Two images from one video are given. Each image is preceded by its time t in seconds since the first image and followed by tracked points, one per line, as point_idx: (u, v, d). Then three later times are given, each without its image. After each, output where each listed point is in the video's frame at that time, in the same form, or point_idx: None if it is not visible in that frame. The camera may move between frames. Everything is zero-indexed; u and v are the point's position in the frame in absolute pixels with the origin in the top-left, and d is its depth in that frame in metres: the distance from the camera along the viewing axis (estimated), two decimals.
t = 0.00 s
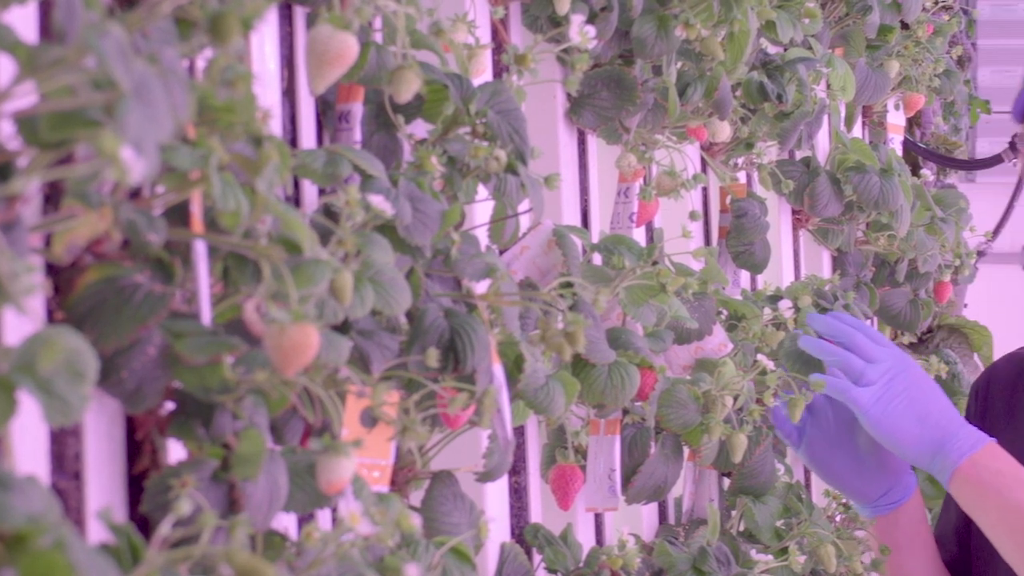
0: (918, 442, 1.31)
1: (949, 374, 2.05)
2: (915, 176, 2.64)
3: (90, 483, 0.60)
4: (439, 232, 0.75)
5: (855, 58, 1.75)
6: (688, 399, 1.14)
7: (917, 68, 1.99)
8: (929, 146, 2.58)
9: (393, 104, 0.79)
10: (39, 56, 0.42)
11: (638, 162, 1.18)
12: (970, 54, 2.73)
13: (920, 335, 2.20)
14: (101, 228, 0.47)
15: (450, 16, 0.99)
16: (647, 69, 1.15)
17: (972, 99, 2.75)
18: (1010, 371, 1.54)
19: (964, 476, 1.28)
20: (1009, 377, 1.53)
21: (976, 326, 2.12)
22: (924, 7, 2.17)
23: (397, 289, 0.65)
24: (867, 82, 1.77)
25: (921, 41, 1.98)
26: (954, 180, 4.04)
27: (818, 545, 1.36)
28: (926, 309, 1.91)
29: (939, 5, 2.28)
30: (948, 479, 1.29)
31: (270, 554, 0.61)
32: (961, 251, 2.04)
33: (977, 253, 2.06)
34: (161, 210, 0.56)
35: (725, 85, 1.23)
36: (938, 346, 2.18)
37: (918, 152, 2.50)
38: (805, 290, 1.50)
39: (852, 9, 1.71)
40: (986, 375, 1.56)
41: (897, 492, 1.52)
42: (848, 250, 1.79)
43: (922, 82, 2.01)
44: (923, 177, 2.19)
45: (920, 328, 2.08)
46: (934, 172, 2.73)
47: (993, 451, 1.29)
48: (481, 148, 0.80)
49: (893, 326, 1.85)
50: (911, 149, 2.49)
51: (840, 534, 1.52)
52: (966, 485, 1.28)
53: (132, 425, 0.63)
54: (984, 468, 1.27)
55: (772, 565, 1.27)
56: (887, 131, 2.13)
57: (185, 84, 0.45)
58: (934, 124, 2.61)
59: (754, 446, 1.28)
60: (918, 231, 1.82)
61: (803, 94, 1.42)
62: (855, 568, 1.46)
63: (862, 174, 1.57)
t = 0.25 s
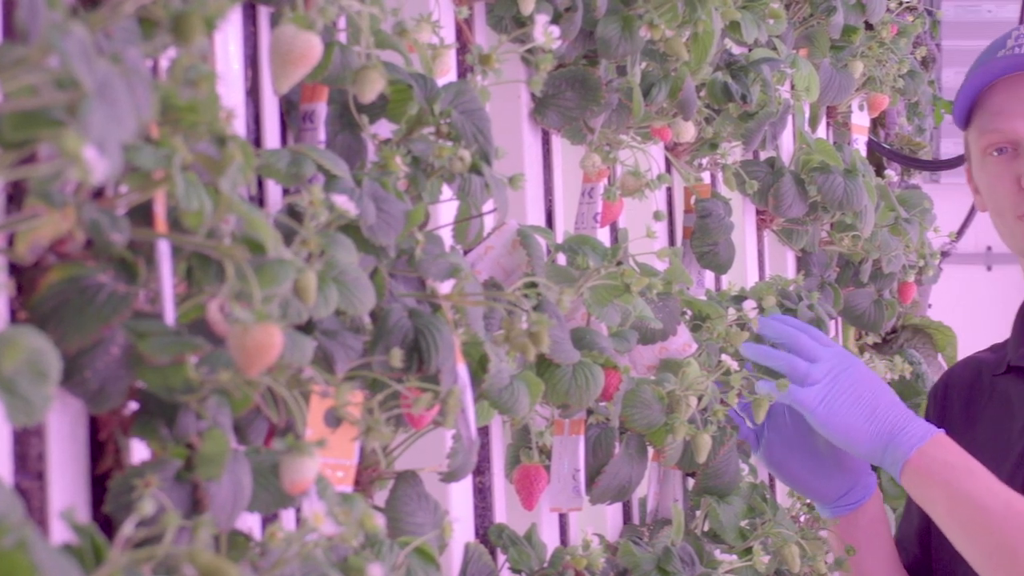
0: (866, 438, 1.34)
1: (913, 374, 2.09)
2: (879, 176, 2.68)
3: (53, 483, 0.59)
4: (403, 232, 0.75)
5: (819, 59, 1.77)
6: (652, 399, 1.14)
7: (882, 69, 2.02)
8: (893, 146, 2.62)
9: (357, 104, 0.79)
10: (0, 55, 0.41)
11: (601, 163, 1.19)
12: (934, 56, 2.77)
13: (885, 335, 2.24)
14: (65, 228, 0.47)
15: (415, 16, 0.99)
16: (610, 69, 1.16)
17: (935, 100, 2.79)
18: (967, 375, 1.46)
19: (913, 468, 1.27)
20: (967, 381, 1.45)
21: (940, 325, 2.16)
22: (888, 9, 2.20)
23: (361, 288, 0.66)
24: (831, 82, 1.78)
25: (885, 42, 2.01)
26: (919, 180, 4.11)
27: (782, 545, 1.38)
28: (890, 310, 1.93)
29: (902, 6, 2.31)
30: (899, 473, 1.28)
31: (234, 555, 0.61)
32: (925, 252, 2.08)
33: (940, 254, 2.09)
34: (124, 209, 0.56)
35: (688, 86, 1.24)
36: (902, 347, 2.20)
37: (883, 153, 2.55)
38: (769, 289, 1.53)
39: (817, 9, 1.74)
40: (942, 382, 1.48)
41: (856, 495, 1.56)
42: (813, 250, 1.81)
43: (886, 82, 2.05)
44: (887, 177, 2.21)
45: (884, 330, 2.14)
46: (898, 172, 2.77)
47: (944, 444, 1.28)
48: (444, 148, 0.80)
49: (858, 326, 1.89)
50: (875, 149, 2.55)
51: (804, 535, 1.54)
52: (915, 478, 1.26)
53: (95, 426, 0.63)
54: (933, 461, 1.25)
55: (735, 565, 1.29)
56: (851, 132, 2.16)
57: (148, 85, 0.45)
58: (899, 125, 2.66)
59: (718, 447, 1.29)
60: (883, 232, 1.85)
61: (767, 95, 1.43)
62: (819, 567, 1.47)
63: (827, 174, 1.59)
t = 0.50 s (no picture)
0: (865, 482, 1.26)
1: (882, 374, 2.12)
2: (848, 176, 2.71)
3: (21, 483, 0.58)
4: (373, 232, 0.75)
5: (788, 59, 1.80)
6: (621, 399, 1.15)
7: (851, 70, 2.05)
8: (862, 147, 2.66)
9: (327, 104, 0.79)
10: None
11: (571, 163, 1.20)
12: (903, 56, 2.81)
13: (855, 335, 2.28)
14: (33, 227, 0.47)
15: (383, 16, 0.99)
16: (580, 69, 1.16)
17: (904, 101, 2.82)
18: (926, 381, 1.48)
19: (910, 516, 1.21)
20: (926, 388, 1.47)
21: (908, 325, 2.22)
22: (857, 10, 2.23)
23: (329, 288, 0.66)
24: (800, 83, 1.82)
25: (854, 43, 2.03)
26: (888, 180, 4.16)
27: (751, 545, 1.40)
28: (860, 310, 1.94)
29: (872, 7, 2.34)
30: (891, 518, 1.22)
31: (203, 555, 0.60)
32: (894, 252, 2.10)
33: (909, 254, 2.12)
34: (92, 209, 0.56)
35: (659, 86, 1.25)
36: (871, 347, 2.24)
37: (852, 153, 2.59)
38: (739, 291, 1.55)
39: (785, 10, 1.76)
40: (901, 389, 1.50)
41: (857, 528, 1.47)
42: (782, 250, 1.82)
43: (855, 83, 2.07)
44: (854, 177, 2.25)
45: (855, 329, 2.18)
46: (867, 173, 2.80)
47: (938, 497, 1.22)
48: (414, 148, 0.80)
49: (827, 326, 1.89)
50: (845, 150, 2.59)
51: (773, 535, 1.56)
52: (909, 526, 1.20)
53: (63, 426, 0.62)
54: (928, 511, 1.20)
55: (704, 565, 1.30)
56: (821, 132, 2.18)
57: (116, 84, 0.45)
58: (868, 125, 2.70)
59: (688, 447, 1.31)
60: (851, 233, 1.89)
61: (735, 95, 1.44)
62: (788, 567, 1.50)
63: (796, 175, 1.62)
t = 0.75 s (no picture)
0: (854, 489, 1.10)
1: (855, 374, 2.14)
2: (820, 177, 2.74)
3: None
4: (345, 232, 0.75)
5: (760, 60, 1.82)
6: (593, 399, 1.15)
7: (823, 70, 2.07)
8: (834, 147, 2.69)
9: (299, 104, 0.79)
10: None
11: (543, 163, 1.20)
12: (874, 57, 2.84)
13: (827, 335, 2.31)
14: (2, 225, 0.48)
15: (356, 15, 0.99)
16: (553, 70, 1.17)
17: (876, 101, 2.86)
18: (894, 376, 1.41)
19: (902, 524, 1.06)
20: (900, 383, 1.39)
21: (880, 326, 2.25)
22: (829, 12, 2.25)
23: (301, 288, 0.66)
24: (773, 84, 1.84)
25: (826, 43, 2.05)
26: (861, 181, 4.21)
27: (723, 545, 1.42)
28: (832, 310, 1.97)
29: (844, 8, 2.36)
30: (883, 527, 1.08)
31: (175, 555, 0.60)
32: (866, 253, 2.13)
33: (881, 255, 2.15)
34: (63, 209, 0.55)
35: (630, 86, 1.26)
36: (845, 347, 2.26)
37: (824, 154, 2.61)
38: (711, 290, 1.57)
39: (758, 11, 1.77)
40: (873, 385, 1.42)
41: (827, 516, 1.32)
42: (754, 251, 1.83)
43: (827, 84, 2.09)
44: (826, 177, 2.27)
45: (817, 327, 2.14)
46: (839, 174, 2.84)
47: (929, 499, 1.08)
48: (386, 148, 0.80)
49: (800, 326, 1.92)
50: (817, 151, 2.60)
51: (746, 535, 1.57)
52: (901, 537, 1.07)
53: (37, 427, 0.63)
54: (917, 515, 1.06)
55: (676, 565, 1.31)
56: (794, 132, 2.20)
57: (88, 84, 0.45)
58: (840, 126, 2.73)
59: (660, 447, 1.32)
60: (823, 234, 1.91)
61: (708, 96, 1.46)
62: (760, 568, 1.51)
63: (768, 175, 1.63)
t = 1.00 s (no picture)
0: (842, 512, 1.12)
1: (831, 375, 2.16)
2: (796, 177, 2.76)
3: None
4: (320, 232, 0.75)
5: (736, 60, 1.83)
6: (569, 399, 1.16)
7: (799, 71, 2.09)
8: (810, 148, 2.71)
9: (274, 104, 0.79)
10: None
11: (519, 163, 1.21)
12: (850, 58, 2.87)
13: (803, 335, 2.33)
14: None
15: (332, 15, 0.99)
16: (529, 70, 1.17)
17: (852, 103, 2.88)
18: (876, 377, 1.42)
19: (889, 541, 1.09)
20: (879, 384, 1.41)
21: (856, 326, 2.28)
22: (805, 12, 2.27)
23: (276, 288, 0.66)
24: (749, 84, 1.85)
25: (802, 44, 2.07)
26: (837, 181, 4.25)
27: (699, 544, 1.42)
28: (809, 311, 1.98)
29: (821, 8, 2.38)
30: (872, 544, 1.11)
31: (149, 555, 0.60)
32: (842, 253, 2.15)
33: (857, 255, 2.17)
34: (37, 208, 0.55)
35: (607, 87, 1.26)
36: (820, 348, 2.29)
37: (800, 154, 2.65)
38: (687, 290, 1.58)
39: (734, 11, 1.79)
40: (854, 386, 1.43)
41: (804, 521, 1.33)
42: (731, 251, 1.84)
43: (803, 85, 2.11)
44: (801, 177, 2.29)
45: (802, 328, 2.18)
46: (815, 174, 2.86)
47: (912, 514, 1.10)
48: (361, 148, 0.81)
49: (775, 326, 1.93)
50: (794, 152, 2.63)
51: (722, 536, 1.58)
52: (890, 551, 1.09)
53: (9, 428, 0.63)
54: (905, 531, 1.08)
55: (651, 565, 1.32)
56: (770, 133, 2.22)
57: (62, 83, 0.45)
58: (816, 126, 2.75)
59: (636, 447, 1.33)
60: (799, 234, 1.92)
61: (684, 96, 1.47)
62: (736, 567, 1.52)
63: (743, 175, 1.65)
